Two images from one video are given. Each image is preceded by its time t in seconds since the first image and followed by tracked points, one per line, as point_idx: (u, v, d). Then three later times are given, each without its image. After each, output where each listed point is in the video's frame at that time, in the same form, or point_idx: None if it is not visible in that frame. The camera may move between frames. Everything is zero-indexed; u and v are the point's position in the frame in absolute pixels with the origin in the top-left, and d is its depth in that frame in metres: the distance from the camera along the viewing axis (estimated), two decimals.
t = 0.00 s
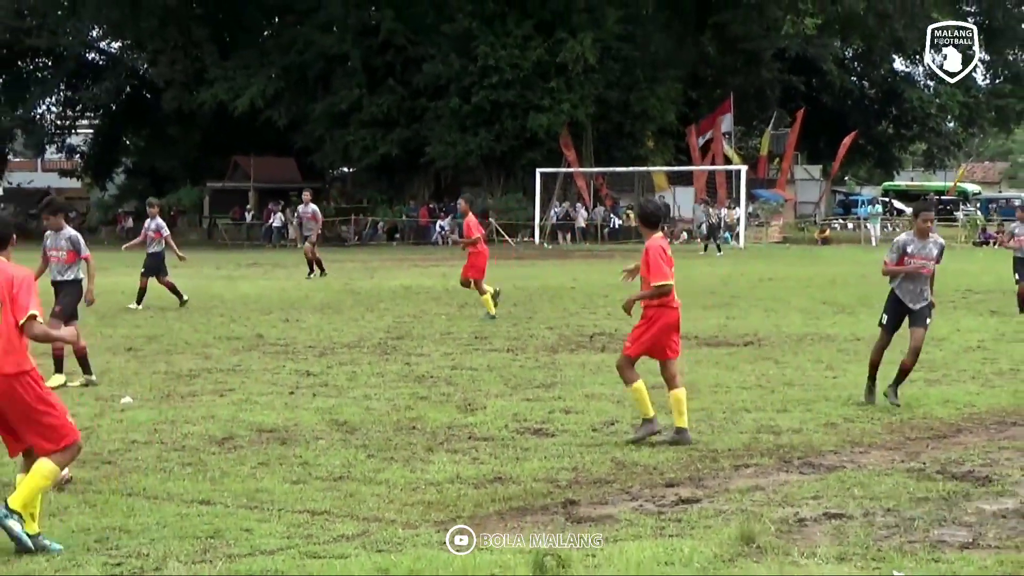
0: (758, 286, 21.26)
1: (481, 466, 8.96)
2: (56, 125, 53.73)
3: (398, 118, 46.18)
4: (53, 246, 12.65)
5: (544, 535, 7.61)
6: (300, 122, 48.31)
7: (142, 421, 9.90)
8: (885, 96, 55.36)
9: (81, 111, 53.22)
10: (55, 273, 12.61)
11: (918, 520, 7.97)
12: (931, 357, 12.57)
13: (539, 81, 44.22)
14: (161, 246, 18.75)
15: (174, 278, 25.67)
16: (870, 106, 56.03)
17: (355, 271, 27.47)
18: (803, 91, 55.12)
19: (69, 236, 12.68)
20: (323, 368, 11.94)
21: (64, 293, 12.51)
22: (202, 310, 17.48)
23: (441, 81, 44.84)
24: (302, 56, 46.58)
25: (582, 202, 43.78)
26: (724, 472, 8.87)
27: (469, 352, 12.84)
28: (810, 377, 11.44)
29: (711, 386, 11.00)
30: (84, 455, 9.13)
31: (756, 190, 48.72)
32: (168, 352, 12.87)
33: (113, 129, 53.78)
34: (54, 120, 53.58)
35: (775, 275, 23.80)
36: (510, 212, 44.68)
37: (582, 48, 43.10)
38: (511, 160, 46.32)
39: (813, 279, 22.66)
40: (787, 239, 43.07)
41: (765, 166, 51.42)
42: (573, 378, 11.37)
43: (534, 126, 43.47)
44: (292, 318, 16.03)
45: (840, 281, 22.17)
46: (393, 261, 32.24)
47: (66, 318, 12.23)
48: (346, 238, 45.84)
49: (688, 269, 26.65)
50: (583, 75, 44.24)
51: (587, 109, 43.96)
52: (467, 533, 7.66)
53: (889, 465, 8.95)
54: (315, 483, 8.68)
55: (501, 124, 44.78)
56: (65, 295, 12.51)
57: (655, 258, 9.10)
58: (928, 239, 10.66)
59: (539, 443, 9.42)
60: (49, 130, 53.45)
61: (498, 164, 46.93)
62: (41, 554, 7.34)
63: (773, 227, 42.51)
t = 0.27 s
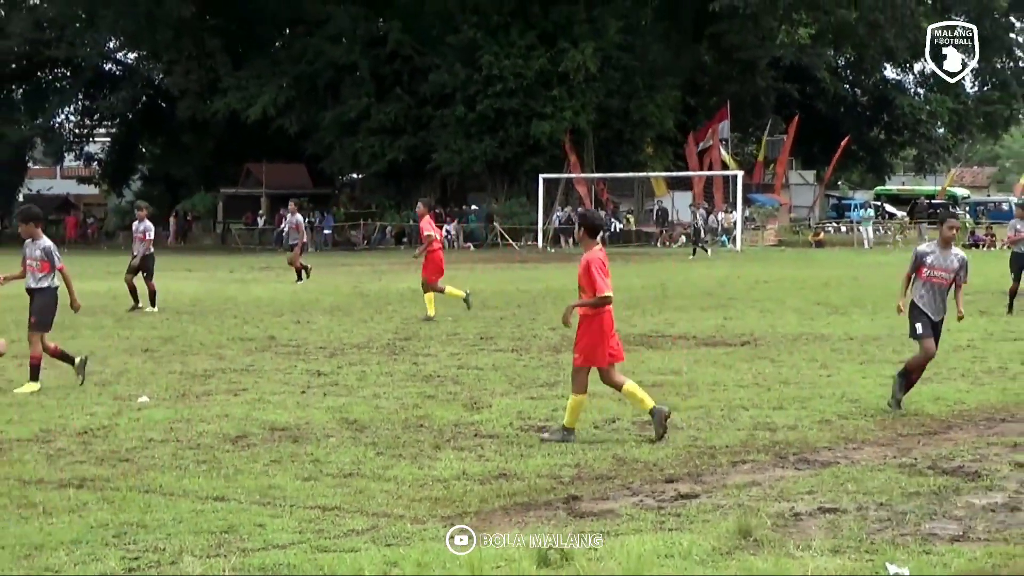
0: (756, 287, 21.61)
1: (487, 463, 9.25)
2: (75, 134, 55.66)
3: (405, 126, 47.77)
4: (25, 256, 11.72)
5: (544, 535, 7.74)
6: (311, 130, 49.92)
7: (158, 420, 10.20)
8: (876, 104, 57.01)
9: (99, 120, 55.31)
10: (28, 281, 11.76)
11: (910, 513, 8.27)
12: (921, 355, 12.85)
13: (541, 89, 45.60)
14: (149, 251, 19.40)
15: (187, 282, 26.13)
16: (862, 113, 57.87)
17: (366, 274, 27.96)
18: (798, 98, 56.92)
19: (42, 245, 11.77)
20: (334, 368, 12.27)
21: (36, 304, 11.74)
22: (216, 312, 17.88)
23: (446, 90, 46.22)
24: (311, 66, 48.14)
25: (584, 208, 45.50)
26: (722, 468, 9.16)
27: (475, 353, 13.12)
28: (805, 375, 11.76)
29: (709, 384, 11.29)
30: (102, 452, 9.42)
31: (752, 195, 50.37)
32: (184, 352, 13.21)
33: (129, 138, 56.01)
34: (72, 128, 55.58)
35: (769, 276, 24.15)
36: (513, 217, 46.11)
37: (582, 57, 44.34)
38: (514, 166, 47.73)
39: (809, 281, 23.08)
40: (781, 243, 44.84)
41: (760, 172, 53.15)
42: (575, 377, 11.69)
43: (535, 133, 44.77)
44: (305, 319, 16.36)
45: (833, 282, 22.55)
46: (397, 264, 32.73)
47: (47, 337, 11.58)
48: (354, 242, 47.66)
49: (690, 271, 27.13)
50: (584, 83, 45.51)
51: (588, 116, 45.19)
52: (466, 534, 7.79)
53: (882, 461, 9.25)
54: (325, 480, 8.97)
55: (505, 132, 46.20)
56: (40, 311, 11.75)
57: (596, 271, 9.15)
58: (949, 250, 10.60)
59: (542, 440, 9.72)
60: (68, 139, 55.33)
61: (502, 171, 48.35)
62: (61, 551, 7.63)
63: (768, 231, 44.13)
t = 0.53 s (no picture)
0: (752, 289, 21.94)
1: (492, 460, 9.62)
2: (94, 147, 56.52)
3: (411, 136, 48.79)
4: None
5: (544, 536, 7.98)
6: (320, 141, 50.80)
7: (175, 420, 10.58)
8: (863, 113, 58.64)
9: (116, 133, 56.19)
10: None
11: (899, 506, 8.63)
12: (911, 354, 13.21)
13: (542, 100, 46.71)
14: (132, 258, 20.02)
15: (198, 287, 26.59)
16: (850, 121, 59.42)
17: (375, 279, 28.41)
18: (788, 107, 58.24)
19: (13, 253, 11.96)
20: (345, 370, 12.68)
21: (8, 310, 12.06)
22: (227, 317, 18.30)
23: (451, 101, 47.30)
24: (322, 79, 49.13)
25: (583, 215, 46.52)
26: (718, 464, 9.53)
27: (480, 354, 13.46)
28: (797, 374, 12.14)
29: (704, 383, 11.68)
30: (122, 452, 9.79)
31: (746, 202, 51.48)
32: (199, 356, 13.61)
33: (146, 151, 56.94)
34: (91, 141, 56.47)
35: (764, 279, 24.60)
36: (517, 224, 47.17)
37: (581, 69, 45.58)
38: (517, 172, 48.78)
39: (803, 283, 23.47)
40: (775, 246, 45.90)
41: (754, 179, 54.30)
42: (577, 377, 12.08)
43: (538, 143, 45.99)
44: (317, 323, 16.77)
45: (826, 285, 22.97)
46: (402, 269, 33.22)
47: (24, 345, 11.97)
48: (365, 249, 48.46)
49: (691, 274, 27.52)
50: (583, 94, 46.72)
51: (588, 126, 46.62)
52: (466, 534, 8.02)
53: (872, 456, 9.62)
54: (336, 477, 9.34)
55: (507, 142, 47.44)
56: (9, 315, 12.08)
57: (528, 272, 9.68)
58: (989, 255, 10.16)
59: (545, 438, 10.09)
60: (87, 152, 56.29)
61: (505, 179, 49.39)
62: (84, 547, 8.00)
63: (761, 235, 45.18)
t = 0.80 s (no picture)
0: (745, 292, 22.29)
1: (494, 456, 10.02)
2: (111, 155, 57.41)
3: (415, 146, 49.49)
4: None
5: (544, 535, 8.19)
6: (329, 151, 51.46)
7: (191, 418, 10.99)
8: (850, 122, 59.45)
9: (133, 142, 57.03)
10: None
11: (885, 500, 9.02)
12: (897, 353, 13.62)
13: (541, 111, 47.38)
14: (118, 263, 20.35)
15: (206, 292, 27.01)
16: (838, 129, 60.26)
17: (383, 283, 28.83)
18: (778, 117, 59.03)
19: None
20: (353, 370, 13.08)
21: None
22: (236, 319, 18.68)
23: (454, 112, 47.93)
24: (330, 92, 49.89)
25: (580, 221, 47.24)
26: (712, 460, 9.91)
27: (482, 355, 13.83)
28: (787, 373, 12.54)
29: (698, 382, 12.10)
30: (139, 449, 10.18)
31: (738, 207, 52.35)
32: (213, 357, 14.00)
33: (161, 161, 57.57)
34: (109, 151, 57.33)
35: (755, 282, 25.03)
36: (518, 231, 47.80)
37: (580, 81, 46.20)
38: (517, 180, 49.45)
39: (792, 287, 23.84)
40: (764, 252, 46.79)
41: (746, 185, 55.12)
42: (577, 376, 12.49)
43: (537, 152, 46.62)
44: (324, 325, 17.19)
45: (816, 288, 23.39)
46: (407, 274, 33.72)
47: None
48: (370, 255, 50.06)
49: (686, 278, 27.87)
50: (581, 104, 47.33)
51: (585, 135, 47.20)
52: (466, 533, 8.23)
53: (859, 452, 10.01)
54: (345, 473, 9.73)
55: (508, 151, 48.04)
56: None
57: (468, 275, 10.17)
58: None
59: (546, 434, 10.49)
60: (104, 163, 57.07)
61: (506, 187, 49.99)
62: (103, 540, 8.37)
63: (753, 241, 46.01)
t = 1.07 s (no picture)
0: (742, 294, 22.68)
1: (496, 453, 10.35)
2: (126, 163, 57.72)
3: (421, 153, 49.98)
4: None
5: (545, 536, 8.33)
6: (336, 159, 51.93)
7: (202, 417, 11.34)
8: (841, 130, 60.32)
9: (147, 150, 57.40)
10: None
11: (874, 496, 9.33)
12: (884, 354, 13.98)
13: (541, 120, 47.92)
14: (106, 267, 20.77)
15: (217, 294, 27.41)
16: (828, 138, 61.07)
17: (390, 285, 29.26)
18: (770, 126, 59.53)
19: None
20: (359, 370, 13.43)
21: None
22: (246, 320, 19.06)
23: (458, 121, 48.46)
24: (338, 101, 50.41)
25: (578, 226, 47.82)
26: (707, 457, 10.25)
27: (484, 356, 14.15)
28: (780, 373, 12.87)
29: (693, 382, 12.45)
30: (153, 447, 10.52)
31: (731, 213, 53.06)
32: (224, 357, 14.33)
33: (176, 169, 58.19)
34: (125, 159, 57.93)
35: (747, 285, 25.41)
36: (520, 235, 48.24)
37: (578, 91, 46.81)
38: (518, 188, 49.92)
39: (786, 288, 24.25)
40: (757, 256, 47.49)
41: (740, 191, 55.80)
42: (576, 376, 12.83)
43: (538, 159, 47.24)
44: (331, 327, 17.54)
45: (806, 290, 23.78)
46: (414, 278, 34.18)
47: None
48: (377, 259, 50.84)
49: (685, 280, 28.29)
50: (580, 113, 47.81)
51: (584, 143, 47.65)
52: (465, 534, 8.36)
53: (848, 449, 10.35)
54: (352, 469, 10.05)
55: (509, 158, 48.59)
56: None
57: (430, 275, 10.56)
58: None
59: (546, 432, 10.83)
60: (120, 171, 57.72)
61: (507, 193, 50.44)
62: (119, 536, 8.67)
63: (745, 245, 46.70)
